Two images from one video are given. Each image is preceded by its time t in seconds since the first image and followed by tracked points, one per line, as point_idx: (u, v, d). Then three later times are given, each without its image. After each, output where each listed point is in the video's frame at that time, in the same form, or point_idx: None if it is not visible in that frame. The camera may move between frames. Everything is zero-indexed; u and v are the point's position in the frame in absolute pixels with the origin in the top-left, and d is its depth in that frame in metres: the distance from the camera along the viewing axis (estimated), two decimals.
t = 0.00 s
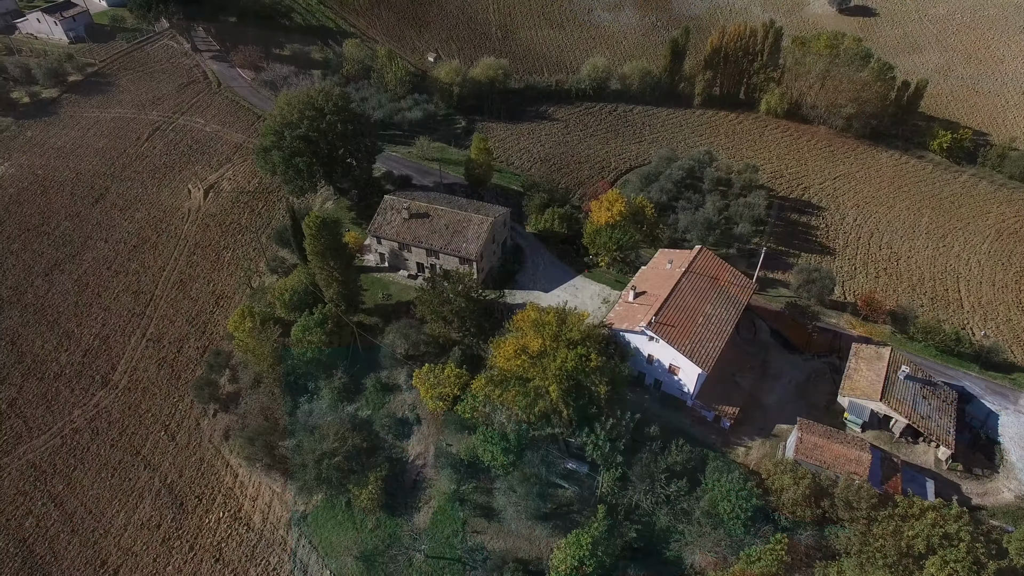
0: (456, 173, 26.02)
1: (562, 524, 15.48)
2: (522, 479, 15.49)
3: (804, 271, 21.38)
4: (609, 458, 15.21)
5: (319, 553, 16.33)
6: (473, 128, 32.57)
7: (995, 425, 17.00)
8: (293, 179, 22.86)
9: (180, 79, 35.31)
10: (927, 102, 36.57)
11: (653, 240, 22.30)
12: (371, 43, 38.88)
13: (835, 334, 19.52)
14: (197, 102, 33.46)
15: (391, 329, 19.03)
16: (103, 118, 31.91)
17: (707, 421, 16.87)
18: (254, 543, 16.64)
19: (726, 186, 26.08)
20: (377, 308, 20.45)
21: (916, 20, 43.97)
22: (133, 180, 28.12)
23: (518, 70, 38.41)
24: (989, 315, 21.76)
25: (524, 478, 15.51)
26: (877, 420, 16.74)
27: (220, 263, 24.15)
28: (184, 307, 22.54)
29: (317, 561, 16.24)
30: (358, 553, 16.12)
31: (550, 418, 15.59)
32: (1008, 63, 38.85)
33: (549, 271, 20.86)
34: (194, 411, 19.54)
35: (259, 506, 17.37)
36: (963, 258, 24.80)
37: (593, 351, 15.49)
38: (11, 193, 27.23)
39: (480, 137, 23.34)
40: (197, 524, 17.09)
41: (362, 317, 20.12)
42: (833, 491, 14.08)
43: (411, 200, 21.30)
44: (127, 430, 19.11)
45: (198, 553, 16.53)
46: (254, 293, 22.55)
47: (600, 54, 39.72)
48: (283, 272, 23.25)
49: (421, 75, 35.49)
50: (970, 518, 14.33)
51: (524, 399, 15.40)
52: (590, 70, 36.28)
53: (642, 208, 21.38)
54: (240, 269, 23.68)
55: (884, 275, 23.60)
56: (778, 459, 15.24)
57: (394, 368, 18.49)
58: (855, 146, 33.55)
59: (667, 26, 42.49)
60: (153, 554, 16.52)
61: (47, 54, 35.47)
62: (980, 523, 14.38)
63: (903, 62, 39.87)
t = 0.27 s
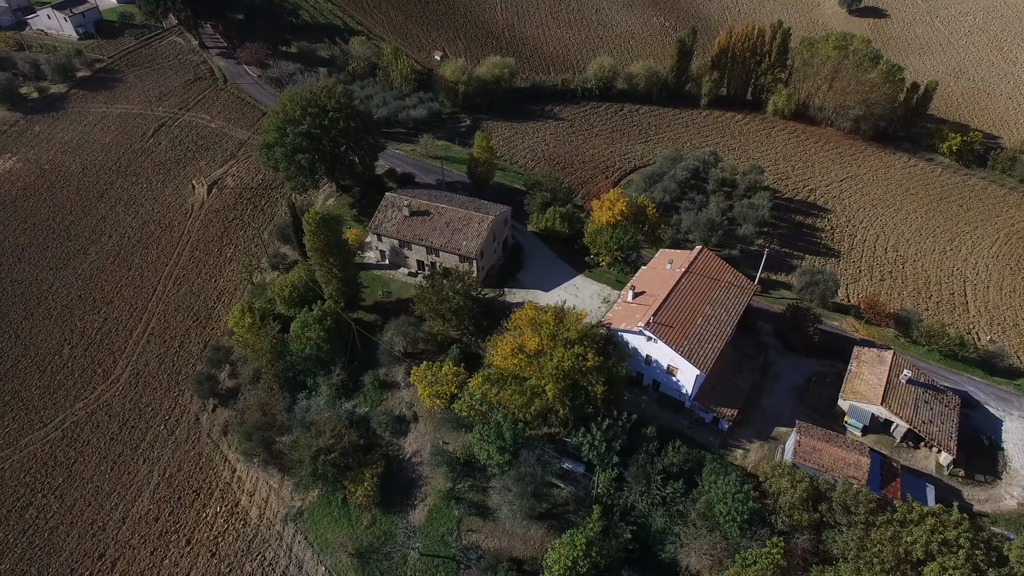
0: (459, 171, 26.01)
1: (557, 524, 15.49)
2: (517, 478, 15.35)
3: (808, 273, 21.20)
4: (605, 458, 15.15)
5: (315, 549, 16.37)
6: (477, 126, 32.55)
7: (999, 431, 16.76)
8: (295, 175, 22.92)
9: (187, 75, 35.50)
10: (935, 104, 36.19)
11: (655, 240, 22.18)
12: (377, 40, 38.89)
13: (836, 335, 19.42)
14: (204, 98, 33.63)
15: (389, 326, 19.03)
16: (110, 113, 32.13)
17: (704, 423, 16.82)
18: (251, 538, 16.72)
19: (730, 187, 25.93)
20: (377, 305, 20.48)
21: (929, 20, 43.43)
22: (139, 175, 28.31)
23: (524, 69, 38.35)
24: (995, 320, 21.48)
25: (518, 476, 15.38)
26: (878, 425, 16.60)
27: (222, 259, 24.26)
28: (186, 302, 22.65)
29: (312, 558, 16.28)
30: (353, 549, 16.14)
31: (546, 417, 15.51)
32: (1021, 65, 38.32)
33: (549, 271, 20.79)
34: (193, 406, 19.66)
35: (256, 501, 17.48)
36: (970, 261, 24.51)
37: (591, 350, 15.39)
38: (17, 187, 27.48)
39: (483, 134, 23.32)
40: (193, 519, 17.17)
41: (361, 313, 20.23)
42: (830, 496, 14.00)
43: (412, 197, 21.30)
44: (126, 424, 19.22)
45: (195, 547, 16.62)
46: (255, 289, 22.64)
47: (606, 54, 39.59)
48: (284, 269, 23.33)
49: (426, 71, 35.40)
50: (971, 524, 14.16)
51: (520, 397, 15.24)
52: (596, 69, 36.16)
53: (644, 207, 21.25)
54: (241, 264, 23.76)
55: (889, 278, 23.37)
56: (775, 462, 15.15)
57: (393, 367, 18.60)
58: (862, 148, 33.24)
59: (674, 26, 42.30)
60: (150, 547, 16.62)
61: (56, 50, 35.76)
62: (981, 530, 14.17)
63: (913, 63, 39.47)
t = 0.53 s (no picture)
0: (462, 170, 26.00)
1: (551, 524, 15.46)
2: (512, 477, 15.32)
3: (811, 275, 21.04)
4: (602, 458, 15.07)
5: (310, 545, 16.41)
6: (482, 125, 32.52)
7: (1003, 437, 16.55)
8: (297, 172, 22.97)
9: (194, 71, 35.68)
10: (945, 106, 35.82)
11: (657, 240, 22.07)
12: (384, 39, 38.93)
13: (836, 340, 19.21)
14: (210, 95, 33.79)
15: (388, 324, 19.04)
16: (117, 109, 32.34)
17: (702, 424, 16.71)
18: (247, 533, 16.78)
19: (734, 188, 25.75)
20: (377, 302, 20.51)
21: (940, 21, 42.96)
22: (144, 170, 28.47)
23: (530, 68, 38.29)
24: (1001, 325, 21.21)
25: (513, 475, 15.34)
26: (879, 429, 16.43)
27: (224, 254, 24.36)
28: (188, 296, 22.75)
29: (307, 553, 16.32)
30: (348, 546, 16.16)
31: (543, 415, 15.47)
32: None
33: (549, 270, 20.71)
34: (193, 401, 19.75)
35: (253, 496, 17.53)
36: (977, 265, 24.22)
37: (588, 350, 15.30)
38: (24, 181, 27.71)
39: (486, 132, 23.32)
40: (191, 513, 17.25)
41: (361, 310, 20.28)
42: (828, 500, 13.90)
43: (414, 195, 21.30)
44: (126, 417, 19.32)
45: (191, 541, 16.70)
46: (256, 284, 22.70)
47: (613, 54, 39.46)
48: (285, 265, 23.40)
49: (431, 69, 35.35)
50: (972, 531, 13.97)
51: (516, 395, 15.16)
52: (602, 69, 36.04)
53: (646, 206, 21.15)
54: (244, 260, 23.83)
55: (894, 281, 23.14)
56: (773, 465, 15.00)
57: (391, 364, 18.61)
58: (870, 150, 32.93)
59: (681, 26, 42.11)
60: (147, 540, 16.72)
61: (65, 46, 36.05)
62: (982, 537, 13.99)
63: (923, 65, 39.09)
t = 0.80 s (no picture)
0: (465, 169, 26.00)
1: (547, 524, 15.42)
2: (508, 475, 15.28)
3: (814, 277, 20.83)
4: (598, 458, 14.98)
5: (306, 540, 16.42)
6: (486, 123, 32.48)
7: (1008, 444, 16.31)
8: (299, 168, 23.01)
9: (201, 68, 35.86)
10: (955, 109, 35.45)
11: (659, 240, 21.94)
12: (390, 37, 38.97)
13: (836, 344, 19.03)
14: (216, 91, 33.95)
15: (389, 321, 19.00)
16: (124, 105, 32.55)
17: (700, 426, 16.59)
18: (244, 528, 16.84)
19: (740, 189, 25.59)
20: (377, 300, 20.53)
21: (951, 24, 42.53)
22: (150, 166, 28.63)
23: (536, 67, 38.20)
24: (1008, 329, 20.93)
25: (509, 473, 15.31)
26: (880, 433, 16.27)
27: (227, 250, 24.45)
28: (189, 291, 22.85)
29: (303, 549, 16.33)
30: (343, 543, 16.16)
31: (540, 415, 15.40)
32: None
33: (549, 270, 20.65)
34: (193, 395, 19.84)
35: (251, 491, 17.59)
36: (985, 269, 23.93)
37: (585, 349, 15.23)
38: (31, 175, 27.93)
39: (488, 132, 23.21)
40: (188, 507, 17.33)
41: (361, 307, 20.31)
42: (826, 504, 13.77)
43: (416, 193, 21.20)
44: (127, 411, 19.42)
45: (189, 534, 16.76)
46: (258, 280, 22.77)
47: (619, 53, 39.33)
48: (287, 261, 23.45)
49: (437, 67, 35.35)
50: (972, 538, 13.78)
51: (512, 395, 15.10)
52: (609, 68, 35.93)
53: (648, 206, 21.00)
54: (246, 256, 23.91)
55: (900, 284, 22.90)
56: (771, 468, 14.88)
57: (390, 361, 18.63)
58: (878, 152, 32.63)
59: (689, 26, 41.92)
60: (144, 534, 16.78)
61: (74, 42, 36.33)
62: (982, 544, 13.80)
63: (933, 67, 38.71)
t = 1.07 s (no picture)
0: (468, 167, 26.00)
1: (542, 523, 15.38)
2: (503, 474, 15.23)
3: (818, 279, 20.63)
4: (594, 459, 14.90)
5: (302, 535, 16.47)
6: (492, 122, 32.45)
7: (1012, 450, 16.08)
8: (303, 164, 23.06)
9: (209, 64, 36.04)
10: (966, 111, 35.02)
11: (661, 240, 21.83)
12: (398, 35, 39.01)
13: (838, 348, 18.80)
14: (223, 87, 34.12)
15: (389, 317, 19.00)
16: (132, 100, 32.78)
17: (699, 427, 16.47)
18: (241, 522, 16.93)
19: (745, 190, 25.39)
20: (378, 296, 20.56)
21: (964, 26, 42.07)
22: (156, 161, 28.80)
23: (543, 67, 38.12)
24: (1015, 335, 20.64)
25: (504, 472, 15.28)
26: (881, 437, 16.08)
27: (230, 245, 24.56)
28: (192, 286, 22.96)
29: (299, 544, 16.39)
30: (339, 538, 16.19)
31: (537, 414, 15.33)
32: None
33: (551, 269, 20.57)
34: (193, 389, 19.95)
35: (248, 486, 17.68)
36: (993, 274, 23.60)
37: (583, 349, 15.14)
38: (39, 169, 28.19)
39: (491, 130, 23.15)
40: (187, 500, 17.42)
41: (361, 304, 20.32)
42: (824, 508, 13.62)
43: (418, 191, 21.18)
44: (128, 404, 19.53)
45: (187, 527, 16.85)
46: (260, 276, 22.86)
47: (627, 53, 39.16)
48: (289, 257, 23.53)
49: (443, 66, 35.34)
50: (972, 545, 13.58)
51: (509, 393, 15.05)
52: (615, 68, 35.77)
53: (650, 206, 20.87)
54: (248, 251, 24.00)
55: (905, 288, 22.63)
56: (769, 471, 14.75)
57: (389, 358, 18.63)
58: (887, 155, 32.29)
59: (697, 26, 41.68)
60: (143, 526, 16.89)
61: (85, 38, 36.63)
62: (982, 551, 13.62)
63: (945, 69, 38.27)
